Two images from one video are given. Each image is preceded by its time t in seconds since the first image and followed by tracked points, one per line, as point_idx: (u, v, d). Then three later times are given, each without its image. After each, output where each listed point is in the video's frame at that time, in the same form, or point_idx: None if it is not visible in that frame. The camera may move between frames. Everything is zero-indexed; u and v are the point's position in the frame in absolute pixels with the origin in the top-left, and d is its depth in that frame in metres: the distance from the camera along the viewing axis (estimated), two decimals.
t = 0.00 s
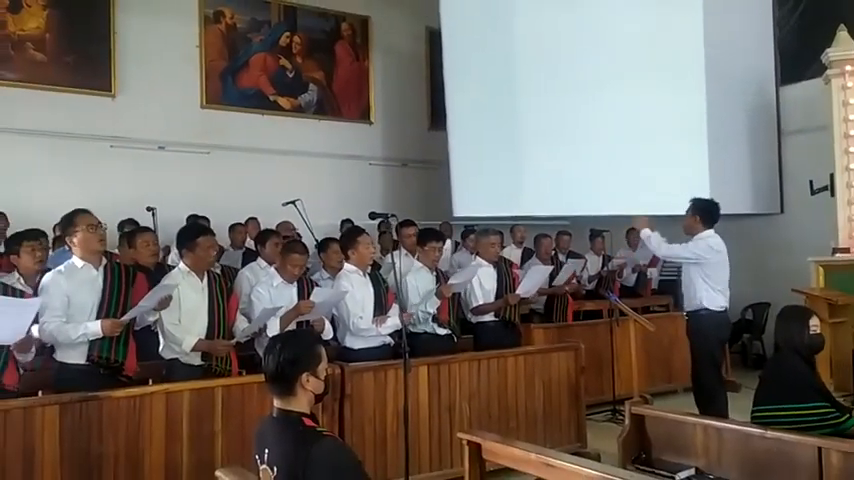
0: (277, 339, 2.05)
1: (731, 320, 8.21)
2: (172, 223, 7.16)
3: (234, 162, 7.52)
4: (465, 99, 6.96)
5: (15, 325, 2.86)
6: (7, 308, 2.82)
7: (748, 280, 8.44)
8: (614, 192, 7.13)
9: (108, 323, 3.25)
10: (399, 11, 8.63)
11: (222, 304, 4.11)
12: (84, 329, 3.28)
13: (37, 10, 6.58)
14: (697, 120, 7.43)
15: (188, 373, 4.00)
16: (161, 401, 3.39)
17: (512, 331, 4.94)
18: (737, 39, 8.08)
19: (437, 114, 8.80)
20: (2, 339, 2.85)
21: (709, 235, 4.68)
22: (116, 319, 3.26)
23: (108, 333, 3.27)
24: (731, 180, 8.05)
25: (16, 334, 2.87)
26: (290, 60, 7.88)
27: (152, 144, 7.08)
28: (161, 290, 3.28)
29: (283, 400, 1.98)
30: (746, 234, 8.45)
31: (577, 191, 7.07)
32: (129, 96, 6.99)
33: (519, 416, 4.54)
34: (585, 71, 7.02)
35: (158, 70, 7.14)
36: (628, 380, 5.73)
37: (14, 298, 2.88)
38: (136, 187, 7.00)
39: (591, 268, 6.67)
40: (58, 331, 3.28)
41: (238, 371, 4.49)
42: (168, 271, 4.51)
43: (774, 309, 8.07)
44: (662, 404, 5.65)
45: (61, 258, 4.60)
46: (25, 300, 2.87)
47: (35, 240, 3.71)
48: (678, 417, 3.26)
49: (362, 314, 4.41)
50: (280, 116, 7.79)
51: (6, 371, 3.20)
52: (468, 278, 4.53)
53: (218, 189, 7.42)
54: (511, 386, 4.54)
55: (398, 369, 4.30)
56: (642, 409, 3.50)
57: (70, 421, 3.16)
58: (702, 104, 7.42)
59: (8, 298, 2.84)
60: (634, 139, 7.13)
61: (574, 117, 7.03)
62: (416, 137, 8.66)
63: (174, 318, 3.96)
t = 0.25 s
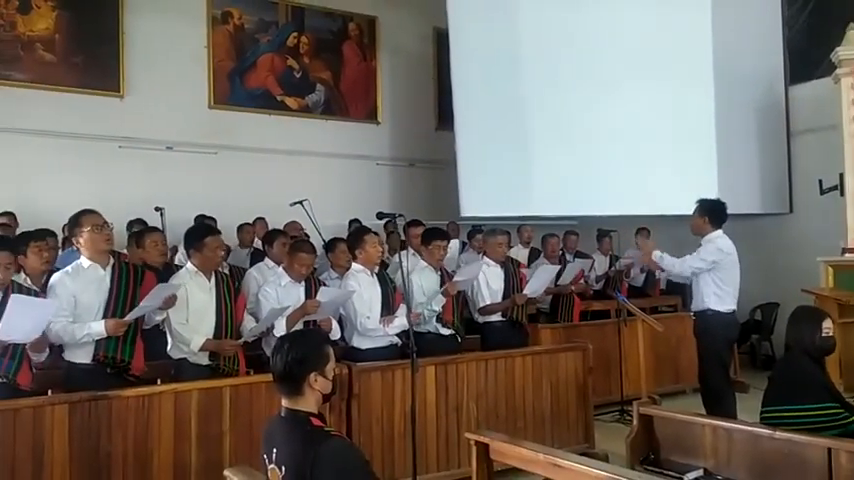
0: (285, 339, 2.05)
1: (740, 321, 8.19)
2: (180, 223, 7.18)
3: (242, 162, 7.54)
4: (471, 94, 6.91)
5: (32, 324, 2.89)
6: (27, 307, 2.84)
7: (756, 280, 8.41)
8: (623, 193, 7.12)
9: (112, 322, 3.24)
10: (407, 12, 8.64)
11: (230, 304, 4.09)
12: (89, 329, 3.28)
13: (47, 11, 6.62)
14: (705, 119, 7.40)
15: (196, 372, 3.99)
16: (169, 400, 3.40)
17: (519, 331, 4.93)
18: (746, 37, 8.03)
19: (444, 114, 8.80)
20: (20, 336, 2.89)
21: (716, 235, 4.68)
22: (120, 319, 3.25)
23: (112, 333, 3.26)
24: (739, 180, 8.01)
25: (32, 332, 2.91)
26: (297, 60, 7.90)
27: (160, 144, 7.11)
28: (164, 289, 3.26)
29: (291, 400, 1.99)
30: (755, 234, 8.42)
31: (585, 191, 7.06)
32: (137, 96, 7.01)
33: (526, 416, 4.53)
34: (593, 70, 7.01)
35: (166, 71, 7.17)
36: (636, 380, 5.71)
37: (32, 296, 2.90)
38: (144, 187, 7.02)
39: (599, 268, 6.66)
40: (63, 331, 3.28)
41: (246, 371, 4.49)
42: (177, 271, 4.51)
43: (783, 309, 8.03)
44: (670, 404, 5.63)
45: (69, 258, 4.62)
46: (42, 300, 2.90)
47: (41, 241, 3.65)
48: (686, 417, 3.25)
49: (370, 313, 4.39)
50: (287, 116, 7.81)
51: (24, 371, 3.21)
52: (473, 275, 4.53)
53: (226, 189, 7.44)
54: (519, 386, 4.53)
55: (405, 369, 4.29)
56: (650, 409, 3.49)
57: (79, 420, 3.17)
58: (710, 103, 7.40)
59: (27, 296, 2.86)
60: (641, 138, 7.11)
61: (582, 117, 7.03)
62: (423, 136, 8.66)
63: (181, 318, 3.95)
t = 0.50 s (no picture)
0: (293, 339, 2.05)
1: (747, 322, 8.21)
2: (187, 223, 7.20)
3: (249, 162, 7.56)
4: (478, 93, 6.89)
5: (44, 324, 2.91)
6: (41, 307, 2.86)
7: (764, 280, 8.38)
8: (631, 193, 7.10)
9: (117, 323, 3.25)
10: (414, 12, 8.65)
11: (237, 304, 4.07)
12: (95, 329, 3.29)
13: (55, 12, 6.65)
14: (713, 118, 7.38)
15: (204, 371, 3.99)
16: (177, 400, 3.41)
17: (526, 331, 4.93)
18: (754, 37, 8.00)
19: (450, 114, 8.81)
20: (32, 336, 2.90)
21: (725, 236, 4.66)
22: (124, 320, 3.26)
23: (117, 333, 3.27)
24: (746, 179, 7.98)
25: (44, 332, 2.92)
26: (304, 60, 7.91)
27: (168, 144, 7.13)
28: (169, 290, 3.26)
29: (299, 399, 1.98)
30: (762, 234, 8.39)
31: (591, 191, 7.05)
32: (145, 97, 7.04)
33: (533, 417, 4.52)
34: (599, 70, 7.01)
35: (174, 71, 7.19)
36: (644, 381, 5.70)
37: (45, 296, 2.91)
38: (152, 187, 7.05)
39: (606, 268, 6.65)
40: (70, 330, 3.29)
41: (254, 370, 4.50)
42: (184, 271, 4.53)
43: (791, 309, 8.00)
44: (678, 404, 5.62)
45: (77, 258, 4.64)
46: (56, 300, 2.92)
47: (49, 243, 3.65)
48: (694, 417, 3.24)
49: (376, 313, 4.39)
50: (294, 116, 7.82)
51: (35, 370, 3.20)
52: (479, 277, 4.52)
53: (233, 189, 7.46)
54: (525, 386, 4.53)
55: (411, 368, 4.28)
56: (658, 409, 3.48)
57: (88, 419, 3.18)
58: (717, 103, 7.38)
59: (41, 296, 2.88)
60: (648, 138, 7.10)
61: (589, 117, 7.02)
62: (430, 137, 8.67)
63: (189, 318, 3.94)
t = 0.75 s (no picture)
0: (302, 338, 2.07)
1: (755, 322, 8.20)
2: (195, 223, 7.23)
3: (256, 162, 7.57)
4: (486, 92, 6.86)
5: (55, 324, 2.92)
6: (51, 308, 2.87)
7: (772, 279, 8.35)
8: (640, 194, 7.09)
9: (124, 323, 3.25)
10: (421, 12, 8.66)
11: (245, 304, 4.08)
12: (103, 329, 3.30)
13: (64, 13, 6.67)
14: (721, 118, 7.35)
15: (212, 371, 3.99)
16: (186, 399, 3.42)
17: (533, 331, 4.92)
18: (763, 35, 7.96)
19: (457, 114, 8.82)
20: (43, 336, 2.92)
21: (732, 235, 4.65)
22: (131, 319, 3.26)
23: (124, 333, 3.27)
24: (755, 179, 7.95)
25: (55, 332, 2.94)
26: (311, 60, 7.92)
27: (175, 145, 7.15)
28: (176, 289, 3.25)
29: (307, 399, 1.99)
30: (770, 234, 8.37)
31: (599, 190, 7.03)
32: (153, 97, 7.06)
33: (541, 417, 4.52)
34: (608, 70, 7.00)
35: (182, 72, 7.21)
36: (651, 381, 5.70)
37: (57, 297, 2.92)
38: (160, 187, 7.07)
39: (613, 268, 6.64)
40: (79, 330, 3.30)
41: (262, 370, 4.50)
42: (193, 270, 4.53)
43: (800, 309, 7.98)
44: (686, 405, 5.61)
45: (86, 257, 4.66)
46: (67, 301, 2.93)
47: (59, 243, 3.67)
48: (703, 418, 3.23)
49: (383, 312, 4.37)
50: (301, 116, 7.83)
51: (46, 368, 3.21)
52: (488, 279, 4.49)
53: (241, 189, 7.48)
54: (533, 386, 4.52)
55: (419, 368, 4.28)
56: (666, 410, 3.47)
57: (97, 418, 3.20)
58: (725, 102, 7.35)
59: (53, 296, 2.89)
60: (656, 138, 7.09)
61: (597, 117, 7.01)
62: (437, 136, 8.67)
63: (197, 317, 3.94)
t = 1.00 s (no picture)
0: (307, 339, 2.07)
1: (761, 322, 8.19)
2: (201, 223, 7.24)
3: (261, 162, 7.58)
4: (492, 92, 6.93)
5: (63, 324, 2.93)
6: (59, 308, 2.88)
7: (778, 280, 8.34)
8: (646, 194, 7.07)
9: (131, 322, 3.26)
10: (426, 12, 8.66)
11: (251, 304, 4.07)
12: (109, 328, 3.31)
13: (70, 14, 6.69)
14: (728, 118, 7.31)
15: (218, 371, 3.99)
16: (192, 399, 3.43)
17: (539, 332, 4.92)
18: (769, 35, 7.94)
19: (463, 114, 8.82)
20: (50, 336, 2.93)
21: (735, 237, 4.65)
22: (138, 319, 3.27)
23: (130, 332, 3.28)
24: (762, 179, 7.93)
25: (62, 332, 2.95)
26: (317, 61, 7.92)
27: (181, 145, 7.16)
28: (183, 290, 3.26)
29: (313, 399, 1.99)
30: (776, 234, 8.35)
31: (604, 189, 7.03)
32: (159, 98, 7.07)
33: (546, 417, 4.52)
34: (614, 69, 6.98)
35: (188, 72, 7.22)
36: (657, 381, 5.70)
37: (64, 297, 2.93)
38: (165, 187, 7.08)
39: (619, 269, 6.64)
40: (85, 329, 3.32)
41: (269, 370, 4.51)
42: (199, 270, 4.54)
43: (806, 310, 7.96)
44: (692, 405, 5.61)
45: (93, 257, 4.67)
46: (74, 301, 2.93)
47: (68, 243, 3.68)
48: (709, 419, 3.22)
49: (387, 312, 4.38)
50: (307, 117, 7.84)
51: (52, 368, 3.22)
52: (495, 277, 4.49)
53: (246, 189, 7.49)
54: (538, 386, 4.52)
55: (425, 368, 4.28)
56: (672, 410, 3.46)
57: (103, 418, 3.21)
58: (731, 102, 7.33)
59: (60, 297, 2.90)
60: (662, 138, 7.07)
61: (603, 116, 7.01)
62: (443, 136, 8.67)
63: (203, 317, 3.94)
